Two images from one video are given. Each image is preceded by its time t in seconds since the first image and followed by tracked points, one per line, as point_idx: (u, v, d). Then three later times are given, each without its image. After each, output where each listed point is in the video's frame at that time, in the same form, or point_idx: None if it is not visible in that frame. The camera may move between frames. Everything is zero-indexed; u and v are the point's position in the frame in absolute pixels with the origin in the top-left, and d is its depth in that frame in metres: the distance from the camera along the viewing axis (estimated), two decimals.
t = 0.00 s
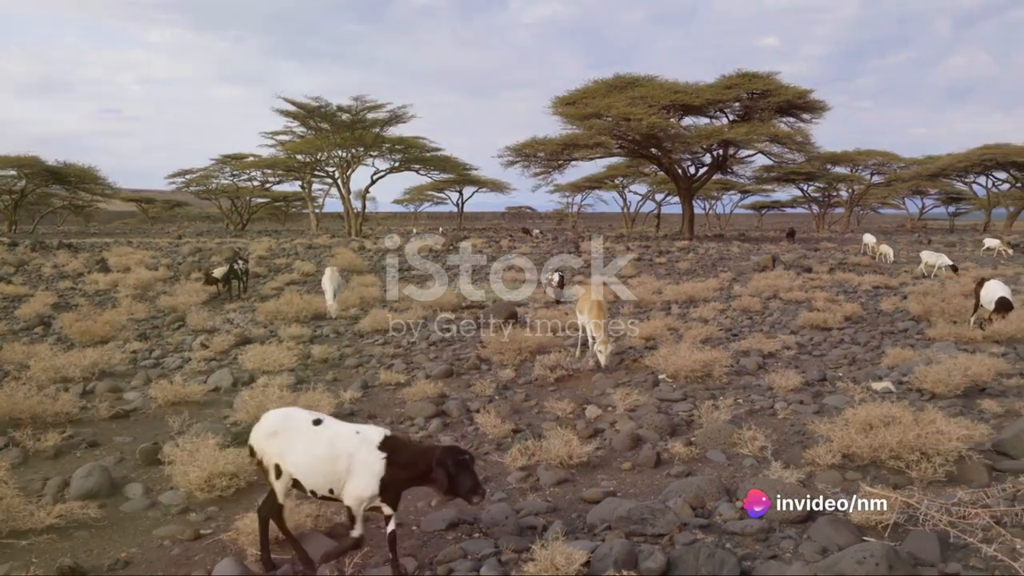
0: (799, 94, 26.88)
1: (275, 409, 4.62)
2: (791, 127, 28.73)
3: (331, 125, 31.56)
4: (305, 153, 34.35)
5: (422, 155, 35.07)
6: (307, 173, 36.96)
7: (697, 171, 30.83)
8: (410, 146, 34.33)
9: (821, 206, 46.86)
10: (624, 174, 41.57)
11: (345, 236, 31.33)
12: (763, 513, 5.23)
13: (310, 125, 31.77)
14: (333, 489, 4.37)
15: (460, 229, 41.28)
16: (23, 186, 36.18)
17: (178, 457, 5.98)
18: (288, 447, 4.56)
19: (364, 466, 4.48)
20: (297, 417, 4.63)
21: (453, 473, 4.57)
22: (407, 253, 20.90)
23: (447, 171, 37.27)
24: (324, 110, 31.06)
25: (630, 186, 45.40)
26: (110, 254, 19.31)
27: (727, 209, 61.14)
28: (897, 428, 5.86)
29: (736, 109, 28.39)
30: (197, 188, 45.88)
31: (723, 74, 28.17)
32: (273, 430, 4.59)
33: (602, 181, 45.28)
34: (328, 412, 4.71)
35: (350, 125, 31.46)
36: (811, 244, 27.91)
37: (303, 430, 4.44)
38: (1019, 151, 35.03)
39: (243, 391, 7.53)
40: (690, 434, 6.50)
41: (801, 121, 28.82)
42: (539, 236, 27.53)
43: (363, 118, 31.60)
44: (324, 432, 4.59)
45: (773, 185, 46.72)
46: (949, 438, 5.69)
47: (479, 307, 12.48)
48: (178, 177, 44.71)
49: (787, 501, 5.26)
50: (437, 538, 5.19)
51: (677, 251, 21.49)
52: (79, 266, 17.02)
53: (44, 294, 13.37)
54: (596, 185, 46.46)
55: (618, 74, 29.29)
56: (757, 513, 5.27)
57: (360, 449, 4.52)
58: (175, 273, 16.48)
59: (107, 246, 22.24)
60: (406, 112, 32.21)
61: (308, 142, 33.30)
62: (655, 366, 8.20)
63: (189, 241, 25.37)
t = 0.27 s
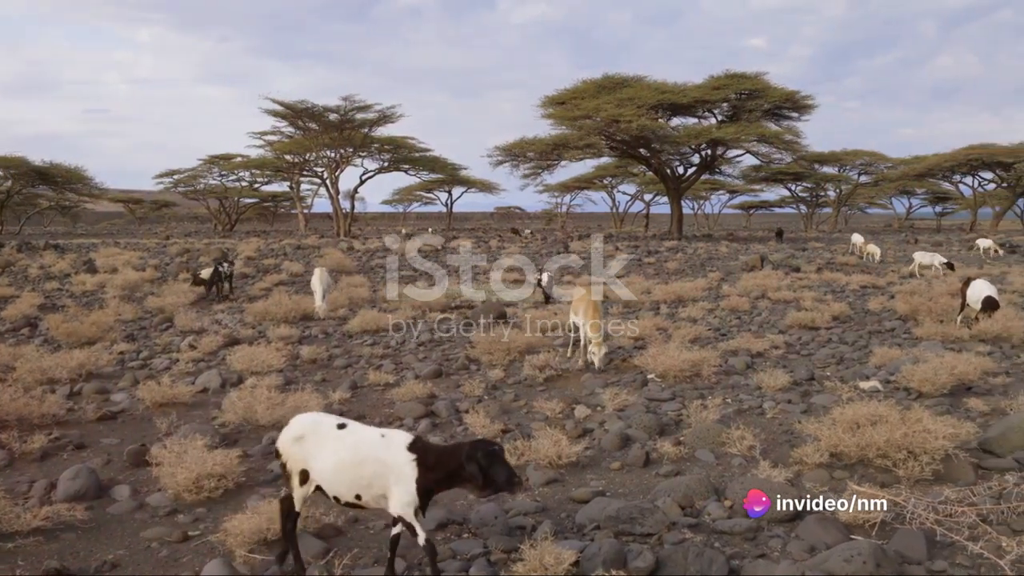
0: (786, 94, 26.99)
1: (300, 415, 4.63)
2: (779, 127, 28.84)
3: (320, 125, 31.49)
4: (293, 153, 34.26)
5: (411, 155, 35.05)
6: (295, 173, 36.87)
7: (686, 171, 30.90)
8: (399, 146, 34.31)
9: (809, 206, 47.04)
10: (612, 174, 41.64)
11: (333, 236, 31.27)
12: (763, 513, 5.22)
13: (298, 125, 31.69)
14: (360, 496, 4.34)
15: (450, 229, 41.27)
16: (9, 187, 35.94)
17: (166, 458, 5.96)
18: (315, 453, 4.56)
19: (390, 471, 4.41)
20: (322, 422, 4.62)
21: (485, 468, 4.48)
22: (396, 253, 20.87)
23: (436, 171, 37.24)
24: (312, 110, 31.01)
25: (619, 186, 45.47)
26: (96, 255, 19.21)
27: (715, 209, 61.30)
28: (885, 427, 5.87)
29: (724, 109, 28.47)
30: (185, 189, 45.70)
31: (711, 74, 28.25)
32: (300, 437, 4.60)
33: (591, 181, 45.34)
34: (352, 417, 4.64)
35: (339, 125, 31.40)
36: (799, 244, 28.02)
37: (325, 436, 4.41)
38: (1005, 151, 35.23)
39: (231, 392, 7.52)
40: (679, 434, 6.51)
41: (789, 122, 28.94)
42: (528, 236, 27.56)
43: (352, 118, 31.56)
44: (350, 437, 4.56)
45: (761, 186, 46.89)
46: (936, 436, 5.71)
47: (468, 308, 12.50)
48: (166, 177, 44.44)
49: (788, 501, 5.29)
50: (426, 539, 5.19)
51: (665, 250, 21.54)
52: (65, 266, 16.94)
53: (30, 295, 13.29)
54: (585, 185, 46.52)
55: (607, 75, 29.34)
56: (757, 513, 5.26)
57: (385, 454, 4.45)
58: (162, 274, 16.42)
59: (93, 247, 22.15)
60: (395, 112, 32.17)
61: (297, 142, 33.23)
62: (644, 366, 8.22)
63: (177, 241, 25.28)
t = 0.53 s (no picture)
0: (774, 95, 27.06)
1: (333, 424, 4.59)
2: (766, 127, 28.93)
3: (307, 126, 31.42)
4: (281, 153, 34.16)
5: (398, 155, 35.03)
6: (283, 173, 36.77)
7: (673, 172, 30.97)
8: (387, 146, 34.28)
9: (796, 205, 47.23)
10: (601, 174, 41.70)
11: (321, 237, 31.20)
12: (763, 514, 5.21)
13: (285, 125, 31.60)
14: (385, 508, 4.24)
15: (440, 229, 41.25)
16: None
17: (153, 460, 5.94)
18: (343, 464, 4.49)
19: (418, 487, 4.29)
20: (353, 432, 4.56)
21: (525, 490, 4.41)
22: (384, 254, 20.85)
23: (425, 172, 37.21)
24: (300, 111, 30.93)
25: (607, 187, 45.55)
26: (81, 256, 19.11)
27: (703, 209, 61.48)
28: (871, 426, 5.90)
29: (711, 109, 28.55)
30: (172, 189, 45.49)
31: (699, 75, 28.33)
32: (329, 446, 4.55)
33: (579, 181, 45.39)
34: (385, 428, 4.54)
35: (327, 125, 31.34)
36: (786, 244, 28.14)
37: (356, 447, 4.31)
38: (990, 151, 35.35)
39: (219, 393, 7.50)
40: (667, 433, 6.53)
41: (776, 122, 29.03)
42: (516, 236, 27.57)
43: (340, 118, 31.49)
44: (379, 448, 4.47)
45: (748, 186, 47.05)
46: (922, 435, 5.74)
47: (457, 308, 12.52)
48: (153, 178, 44.13)
49: (788, 501, 5.31)
50: (414, 540, 5.17)
51: (653, 250, 21.60)
52: (50, 267, 16.84)
53: (13, 296, 13.21)
54: (573, 185, 46.57)
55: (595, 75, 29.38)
56: (756, 513, 5.26)
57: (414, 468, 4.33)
58: (149, 275, 16.35)
59: (79, 248, 22.03)
60: (383, 112, 32.14)
61: (284, 143, 33.14)
62: (632, 365, 8.25)
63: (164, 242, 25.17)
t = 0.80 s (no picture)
0: (760, 95, 27.17)
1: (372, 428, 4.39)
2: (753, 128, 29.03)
3: (295, 126, 31.34)
4: (267, 153, 34.07)
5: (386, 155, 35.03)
6: (270, 173, 36.68)
7: (660, 171, 31.06)
8: (374, 146, 34.27)
9: (783, 205, 47.46)
10: (588, 174, 41.79)
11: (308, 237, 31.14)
12: (763, 514, 5.18)
13: (272, 125, 31.52)
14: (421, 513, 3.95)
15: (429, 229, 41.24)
16: None
17: (138, 462, 5.91)
18: (382, 469, 4.27)
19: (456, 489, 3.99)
20: (393, 436, 4.34)
21: (573, 476, 3.99)
22: (371, 254, 20.85)
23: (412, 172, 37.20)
24: (287, 111, 30.84)
25: (594, 187, 45.64)
26: (66, 257, 19.03)
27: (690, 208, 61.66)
28: (857, 425, 5.92)
29: (698, 109, 28.64)
30: (158, 189, 45.30)
31: (686, 75, 28.42)
32: (367, 450, 4.35)
33: (567, 181, 45.46)
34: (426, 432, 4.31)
35: (314, 125, 31.29)
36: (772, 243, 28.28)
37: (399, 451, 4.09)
38: (974, 151, 35.47)
39: (205, 394, 7.48)
40: (655, 433, 6.55)
41: (763, 122, 29.14)
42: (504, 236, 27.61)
43: (327, 118, 31.43)
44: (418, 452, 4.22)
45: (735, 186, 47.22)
46: (907, 434, 5.76)
47: (445, 308, 12.54)
48: (138, 178, 43.86)
49: (788, 501, 5.34)
50: (401, 541, 5.14)
51: (640, 250, 21.66)
52: (35, 267, 16.77)
53: None
54: (560, 185, 46.64)
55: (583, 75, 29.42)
56: (756, 513, 5.22)
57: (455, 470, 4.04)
58: (135, 275, 16.30)
59: (64, 249, 21.93)
60: (371, 112, 32.11)
61: (271, 143, 33.06)
62: (620, 365, 8.27)
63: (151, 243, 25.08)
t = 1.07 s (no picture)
0: (746, 95, 27.28)
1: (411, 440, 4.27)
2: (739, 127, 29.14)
3: (282, 126, 31.24)
4: (254, 153, 33.95)
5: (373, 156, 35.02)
6: (257, 173, 36.53)
7: (647, 171, 31.12)
8: (361, 146, 34.22)
9: (770, 205, 47.67)
10: (576, 174, 41.84)
11: (295, 237, 31.05)
12: (763, 514, 5.19)
13: (259, 125, 31.40)
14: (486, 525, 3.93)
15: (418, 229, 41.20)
16: None
17: (124, 463, 5.88)
18: (432, 481, 4.17)
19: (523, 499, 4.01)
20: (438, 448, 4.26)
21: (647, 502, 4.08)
22: (358, 254, 20.82)
23: (400, 172, 37.14)
24: (274, 111, 30.74)
25: (581, 187, 45.70)
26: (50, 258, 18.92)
27: (677, 208, 61.76)
28: (843, 423, 5.96)
29: (685, 110, 28.72)
30: (144, 189, 45.05)
31: (672, 75, 28.50)
32: (408, 463, 4.23)
33: (554, 182, 45.48)
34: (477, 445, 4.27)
35: (301, 125, 31.20)
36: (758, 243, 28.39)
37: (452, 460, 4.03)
38: (959, 151, 35.61)
39: (192, 395, 7.45)
40: (642, 432, 6.56)
41: (749, 122, 29.25)
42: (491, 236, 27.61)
43: (314, 118, 31.35)
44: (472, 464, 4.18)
45: (722, 186, 47.37)
46: (893, 432, 5.80)
47: (432, 308, 12.55)
48: (124, 178, 43.62)
49: (788, 501, 5.31)
50: (389, 541, 5.10)
51: (626, 250, 21.72)
52: (18, 269, 16.66)
53: None
54: (547, 185, 46.67)
55: (570, 75, 29.46)
56: (757, 513, 5.24)
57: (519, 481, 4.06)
58: (120, 276, 16.23)
59: (47, 250, 21.78)
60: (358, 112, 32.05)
61: (258, 143, 32.95)
62: (607, 365, 8.30)
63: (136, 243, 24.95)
